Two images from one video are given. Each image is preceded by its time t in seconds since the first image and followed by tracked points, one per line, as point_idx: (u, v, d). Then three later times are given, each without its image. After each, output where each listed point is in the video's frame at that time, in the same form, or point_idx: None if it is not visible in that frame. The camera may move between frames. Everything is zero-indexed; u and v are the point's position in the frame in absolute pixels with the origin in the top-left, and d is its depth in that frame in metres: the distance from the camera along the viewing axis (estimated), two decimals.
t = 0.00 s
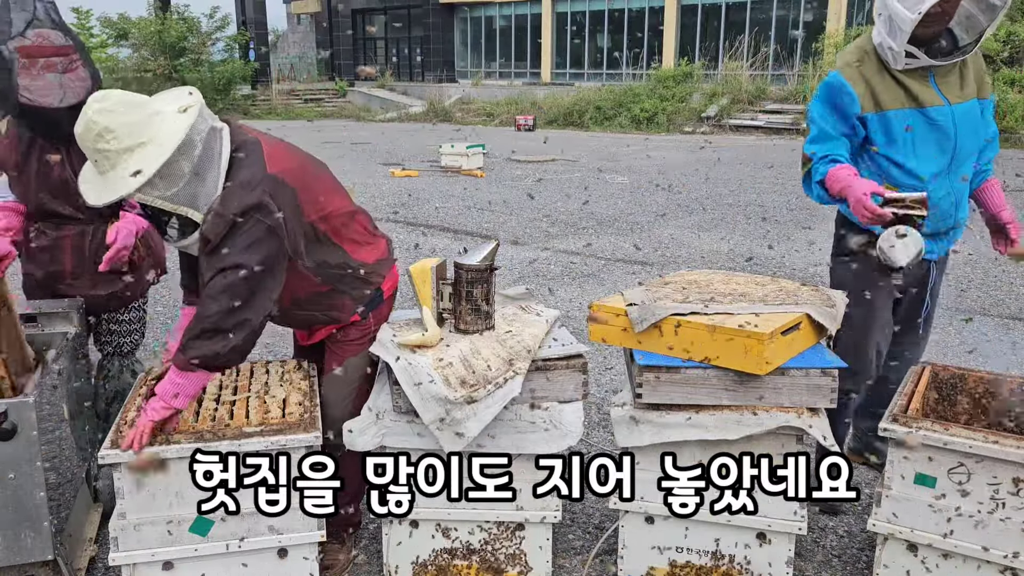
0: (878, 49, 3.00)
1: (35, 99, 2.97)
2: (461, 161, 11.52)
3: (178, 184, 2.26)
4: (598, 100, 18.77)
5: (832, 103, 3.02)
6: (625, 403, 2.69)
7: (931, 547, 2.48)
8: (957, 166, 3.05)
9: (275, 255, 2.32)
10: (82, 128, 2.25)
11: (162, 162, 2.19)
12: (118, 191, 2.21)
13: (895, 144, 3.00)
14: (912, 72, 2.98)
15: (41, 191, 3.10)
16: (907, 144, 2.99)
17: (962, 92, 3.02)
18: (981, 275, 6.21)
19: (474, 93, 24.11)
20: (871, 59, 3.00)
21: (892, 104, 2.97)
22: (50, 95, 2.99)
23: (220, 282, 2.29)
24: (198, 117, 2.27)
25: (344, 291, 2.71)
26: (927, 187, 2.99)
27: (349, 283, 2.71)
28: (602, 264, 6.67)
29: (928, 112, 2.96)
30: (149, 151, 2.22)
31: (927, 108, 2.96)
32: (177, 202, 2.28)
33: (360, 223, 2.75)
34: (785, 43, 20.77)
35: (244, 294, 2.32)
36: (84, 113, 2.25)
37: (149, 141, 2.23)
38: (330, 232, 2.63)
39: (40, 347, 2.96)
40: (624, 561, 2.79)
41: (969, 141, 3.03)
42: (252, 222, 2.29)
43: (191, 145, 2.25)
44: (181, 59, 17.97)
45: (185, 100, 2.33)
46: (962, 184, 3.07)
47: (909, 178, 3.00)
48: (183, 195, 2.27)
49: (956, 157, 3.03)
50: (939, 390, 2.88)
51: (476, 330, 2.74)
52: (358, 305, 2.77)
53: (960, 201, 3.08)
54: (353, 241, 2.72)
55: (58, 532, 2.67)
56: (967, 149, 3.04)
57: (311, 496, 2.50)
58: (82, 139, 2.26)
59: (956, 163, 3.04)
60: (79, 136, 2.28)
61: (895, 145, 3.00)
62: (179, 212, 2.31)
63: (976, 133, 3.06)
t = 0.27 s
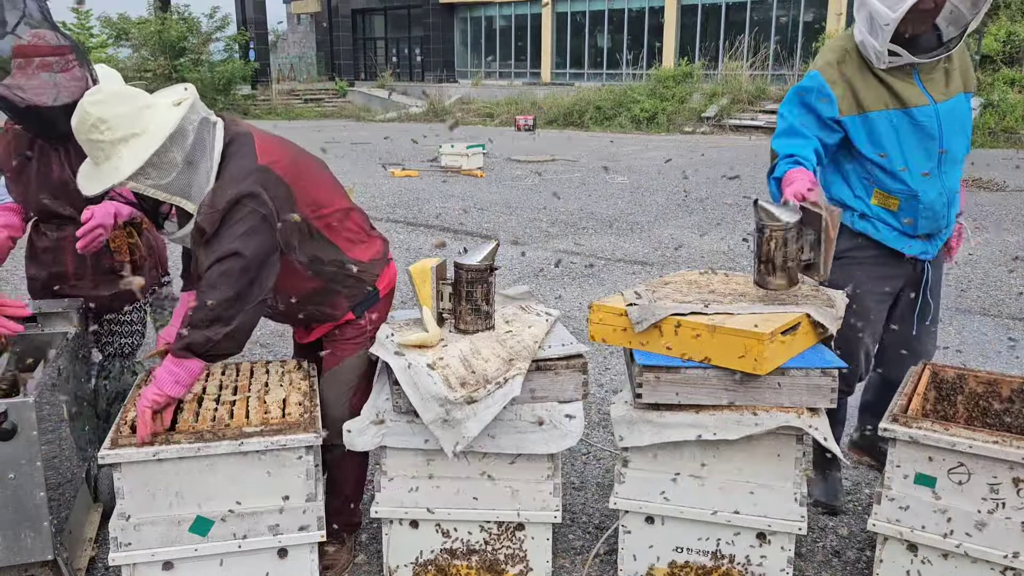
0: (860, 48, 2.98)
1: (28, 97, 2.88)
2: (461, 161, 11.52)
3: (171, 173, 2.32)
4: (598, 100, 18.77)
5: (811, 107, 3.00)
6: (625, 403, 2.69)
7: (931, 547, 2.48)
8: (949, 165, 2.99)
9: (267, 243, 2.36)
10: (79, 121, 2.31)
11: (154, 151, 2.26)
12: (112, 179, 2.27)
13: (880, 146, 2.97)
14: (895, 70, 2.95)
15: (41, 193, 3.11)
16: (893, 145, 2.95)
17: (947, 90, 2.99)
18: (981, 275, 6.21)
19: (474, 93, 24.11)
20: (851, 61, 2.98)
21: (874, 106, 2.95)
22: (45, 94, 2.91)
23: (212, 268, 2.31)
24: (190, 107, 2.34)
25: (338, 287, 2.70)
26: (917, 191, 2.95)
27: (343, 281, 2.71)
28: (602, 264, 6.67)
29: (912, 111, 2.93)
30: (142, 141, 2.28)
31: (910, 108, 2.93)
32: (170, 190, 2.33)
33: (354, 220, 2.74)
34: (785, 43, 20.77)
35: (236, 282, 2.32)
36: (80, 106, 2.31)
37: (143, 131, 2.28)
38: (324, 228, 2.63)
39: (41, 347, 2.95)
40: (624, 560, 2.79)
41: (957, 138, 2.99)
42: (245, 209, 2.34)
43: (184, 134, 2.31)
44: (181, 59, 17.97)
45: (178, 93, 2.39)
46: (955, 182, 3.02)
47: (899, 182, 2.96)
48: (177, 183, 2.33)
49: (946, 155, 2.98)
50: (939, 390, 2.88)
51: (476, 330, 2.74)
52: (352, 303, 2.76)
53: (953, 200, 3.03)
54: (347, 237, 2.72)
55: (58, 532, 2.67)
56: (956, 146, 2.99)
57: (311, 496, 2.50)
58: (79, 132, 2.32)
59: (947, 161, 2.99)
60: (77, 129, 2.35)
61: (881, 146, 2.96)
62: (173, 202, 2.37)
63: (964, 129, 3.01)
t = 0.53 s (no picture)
0: (867, 47, 2.96)
1: (17, 88, 3.00)
2: (461, 161, 11.52)
3: (170, 168, 2.32)
4: (597, 100, 18.78)
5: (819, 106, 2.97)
6: (625, 403, 2.69)
7: (931, 547, 2.48)
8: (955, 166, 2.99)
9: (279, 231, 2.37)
10: (76, 119, 2.32)
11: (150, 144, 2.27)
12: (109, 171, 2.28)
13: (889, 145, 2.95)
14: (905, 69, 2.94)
15: (33, 190, 3.19)
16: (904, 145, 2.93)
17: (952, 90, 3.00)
18: (982, 275, 6.21)
19: (474, 93, 24.11)
20: (861, 59, 2.96)
21: (885, 105, 2.93)
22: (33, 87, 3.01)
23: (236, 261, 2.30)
24: (186, 101, 2.36)
25: (338, 285, 2.70)
26: (930, 191, 2.92)
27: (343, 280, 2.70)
28: (602, 264, 6.67)
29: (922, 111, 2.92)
30: (139, 135, 2.29)
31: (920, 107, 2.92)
32: (169, 185, 2.32)
33: (354, 217, 2.75)
34: (785, 43, 20.77)
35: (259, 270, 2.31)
36: (77, 105, 2.33)
37: (140, 126, 2.30)
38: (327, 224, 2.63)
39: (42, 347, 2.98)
40: (624, 560, 2.79)
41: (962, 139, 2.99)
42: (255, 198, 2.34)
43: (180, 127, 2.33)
44: (181, 59, 17.98)
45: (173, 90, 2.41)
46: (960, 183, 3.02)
47: (909, 183, 2.94)
48: (176, 178, 2.33)
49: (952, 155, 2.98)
50: (940, 391, 2.88)
51: (476, 330, 2.74)
52: (351, 302, 2.76)
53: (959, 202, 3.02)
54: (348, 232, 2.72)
55: (59, 532, 2.67)
56: (961, 147, 3.00)
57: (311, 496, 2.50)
58: (77, 130, 2.33)
59: (954, 161, 2.99)
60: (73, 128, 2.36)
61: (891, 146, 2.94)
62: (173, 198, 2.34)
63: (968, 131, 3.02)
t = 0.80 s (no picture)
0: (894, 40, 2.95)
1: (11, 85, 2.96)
2: (461, 161, 11.51)
3: (178, 154, 2.35)
4: (598, 100, 18.77)
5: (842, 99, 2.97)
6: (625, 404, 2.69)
7: (931, 547, 2.48)
8: (975, 168, 2.97)
9: (274, 225, 2.39)
10: (87, 107, 2.35)
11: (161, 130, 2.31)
12: (119, 155, 2.31)
13: (910, 142, 2.93)
14: (930, 65, 2.92)
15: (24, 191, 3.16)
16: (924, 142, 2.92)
17: (977, 91, 2.97)
18: (982, 275, 6.21)
19: (474, 93, 24.10)
20: (886, 53, 2.95)
21: (908, 101, 2.91)
22: (30, 84, 3.00)
23: (223, 251, 2.32)
24: (195, 89, 2.40)
25: (337, 282, 2.70)
26: (947, 190, 2.91)
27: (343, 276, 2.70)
28: (602, 264, 6.67)
29: (944, 109, 2.90)
30: (149, 121, 2.32)
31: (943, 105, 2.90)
32: (178, 169, 2.36)
33: (356, 214, 2.77)
34: (785, 43, 20.77)
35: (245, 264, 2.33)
36: (88, 94, 2.36)
37: (149, 113, 2.33)
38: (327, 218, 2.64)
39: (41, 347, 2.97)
40: (624, 560, 2.79)
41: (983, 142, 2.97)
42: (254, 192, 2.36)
43: (190, 113, 2.37)
44: (180, 59, 17.98)
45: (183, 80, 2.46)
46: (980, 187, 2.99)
47: (927, 181, 2.92)
48: (185, 162, 2.36)
49: (973, 157, 2.95)
50: (940, 391, 2.88)
51: (476, 330, 2.74)
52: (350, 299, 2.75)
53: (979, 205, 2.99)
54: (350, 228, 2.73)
55: (59, 532, 2.67)
56: (983, 150, 2.97)
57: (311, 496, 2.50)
58: (87, 118, 2.36)
59: (973, 165, 2.96)
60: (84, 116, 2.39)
61: (910, 143, 2.93)
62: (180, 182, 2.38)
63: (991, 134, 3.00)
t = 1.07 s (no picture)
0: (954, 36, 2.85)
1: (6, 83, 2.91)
2: (460, 161, 11.51)
3: (200, 105, 2.31)
4: (597, 100, 18.77)
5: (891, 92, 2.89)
6: (625, 404, 2.69)
7: (931, 547, 2.48)
8: None
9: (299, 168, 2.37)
10: (112, 60, 2.31)
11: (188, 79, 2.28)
12: (142, 106, 2.27)
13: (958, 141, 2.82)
14: (994, 65, 2.81)
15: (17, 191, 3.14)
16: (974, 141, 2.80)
17: None
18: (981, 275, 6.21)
19: (474, 93, 24.11)
20: (945, 49, 2.85)
21: (962, 97, 2.81)
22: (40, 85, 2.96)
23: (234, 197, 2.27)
24: (219, 43, 2.38)
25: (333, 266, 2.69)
26: (994, 191, 2.78)
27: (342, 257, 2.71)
28: (602, 264, 6.67)
29: (998, 109, 2.79)
30: (172, 73, 2.29)
31: (997, 105, 2.79)
32: (200, 121, 2.32)
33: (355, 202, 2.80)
34: (785, 43, 20.78)
35: (254, 218, 2.28)
36: (112, 48, 2.33)
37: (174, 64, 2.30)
38: (329, 204, 2.65)
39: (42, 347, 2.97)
40: (624, 560, 2.79)
41: None
42: (286, 154, 2.34)
43: (213, 65, 2.34)
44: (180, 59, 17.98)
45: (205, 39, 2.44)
46: None
47: (973, 181, 2.80)
48: (207, 113, 2.33)
49: None
50: (939, 391, 2.89)
51: (476, 330, 2.74)
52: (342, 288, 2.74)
53: None
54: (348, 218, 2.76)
55: (58, 532, 2.67)
56: None
57: (311, 497, 2.50)
58: (110, 71, 2.32)
59: None
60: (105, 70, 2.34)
61: (958, 140, 2.82)
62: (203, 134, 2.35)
63: None
